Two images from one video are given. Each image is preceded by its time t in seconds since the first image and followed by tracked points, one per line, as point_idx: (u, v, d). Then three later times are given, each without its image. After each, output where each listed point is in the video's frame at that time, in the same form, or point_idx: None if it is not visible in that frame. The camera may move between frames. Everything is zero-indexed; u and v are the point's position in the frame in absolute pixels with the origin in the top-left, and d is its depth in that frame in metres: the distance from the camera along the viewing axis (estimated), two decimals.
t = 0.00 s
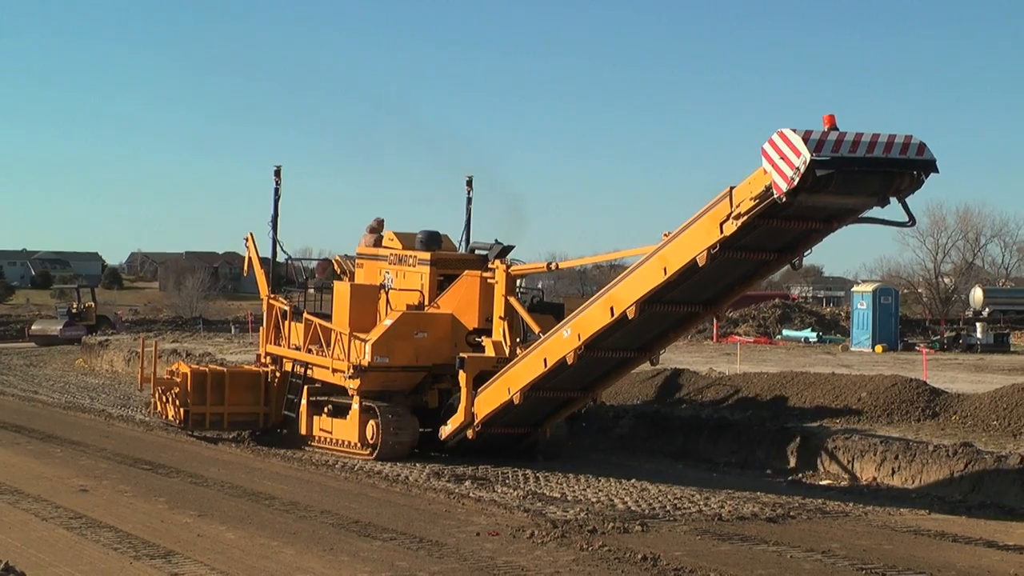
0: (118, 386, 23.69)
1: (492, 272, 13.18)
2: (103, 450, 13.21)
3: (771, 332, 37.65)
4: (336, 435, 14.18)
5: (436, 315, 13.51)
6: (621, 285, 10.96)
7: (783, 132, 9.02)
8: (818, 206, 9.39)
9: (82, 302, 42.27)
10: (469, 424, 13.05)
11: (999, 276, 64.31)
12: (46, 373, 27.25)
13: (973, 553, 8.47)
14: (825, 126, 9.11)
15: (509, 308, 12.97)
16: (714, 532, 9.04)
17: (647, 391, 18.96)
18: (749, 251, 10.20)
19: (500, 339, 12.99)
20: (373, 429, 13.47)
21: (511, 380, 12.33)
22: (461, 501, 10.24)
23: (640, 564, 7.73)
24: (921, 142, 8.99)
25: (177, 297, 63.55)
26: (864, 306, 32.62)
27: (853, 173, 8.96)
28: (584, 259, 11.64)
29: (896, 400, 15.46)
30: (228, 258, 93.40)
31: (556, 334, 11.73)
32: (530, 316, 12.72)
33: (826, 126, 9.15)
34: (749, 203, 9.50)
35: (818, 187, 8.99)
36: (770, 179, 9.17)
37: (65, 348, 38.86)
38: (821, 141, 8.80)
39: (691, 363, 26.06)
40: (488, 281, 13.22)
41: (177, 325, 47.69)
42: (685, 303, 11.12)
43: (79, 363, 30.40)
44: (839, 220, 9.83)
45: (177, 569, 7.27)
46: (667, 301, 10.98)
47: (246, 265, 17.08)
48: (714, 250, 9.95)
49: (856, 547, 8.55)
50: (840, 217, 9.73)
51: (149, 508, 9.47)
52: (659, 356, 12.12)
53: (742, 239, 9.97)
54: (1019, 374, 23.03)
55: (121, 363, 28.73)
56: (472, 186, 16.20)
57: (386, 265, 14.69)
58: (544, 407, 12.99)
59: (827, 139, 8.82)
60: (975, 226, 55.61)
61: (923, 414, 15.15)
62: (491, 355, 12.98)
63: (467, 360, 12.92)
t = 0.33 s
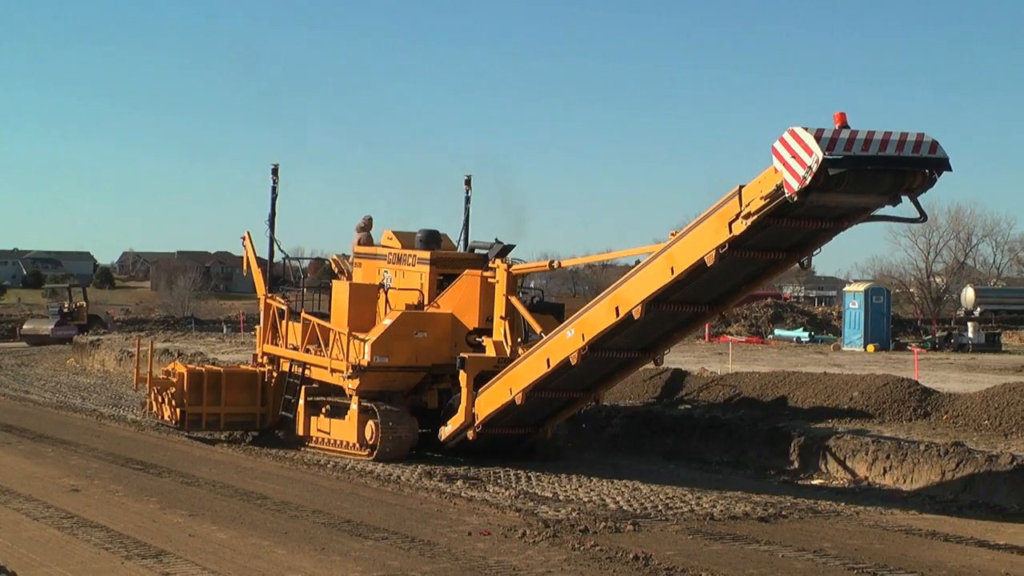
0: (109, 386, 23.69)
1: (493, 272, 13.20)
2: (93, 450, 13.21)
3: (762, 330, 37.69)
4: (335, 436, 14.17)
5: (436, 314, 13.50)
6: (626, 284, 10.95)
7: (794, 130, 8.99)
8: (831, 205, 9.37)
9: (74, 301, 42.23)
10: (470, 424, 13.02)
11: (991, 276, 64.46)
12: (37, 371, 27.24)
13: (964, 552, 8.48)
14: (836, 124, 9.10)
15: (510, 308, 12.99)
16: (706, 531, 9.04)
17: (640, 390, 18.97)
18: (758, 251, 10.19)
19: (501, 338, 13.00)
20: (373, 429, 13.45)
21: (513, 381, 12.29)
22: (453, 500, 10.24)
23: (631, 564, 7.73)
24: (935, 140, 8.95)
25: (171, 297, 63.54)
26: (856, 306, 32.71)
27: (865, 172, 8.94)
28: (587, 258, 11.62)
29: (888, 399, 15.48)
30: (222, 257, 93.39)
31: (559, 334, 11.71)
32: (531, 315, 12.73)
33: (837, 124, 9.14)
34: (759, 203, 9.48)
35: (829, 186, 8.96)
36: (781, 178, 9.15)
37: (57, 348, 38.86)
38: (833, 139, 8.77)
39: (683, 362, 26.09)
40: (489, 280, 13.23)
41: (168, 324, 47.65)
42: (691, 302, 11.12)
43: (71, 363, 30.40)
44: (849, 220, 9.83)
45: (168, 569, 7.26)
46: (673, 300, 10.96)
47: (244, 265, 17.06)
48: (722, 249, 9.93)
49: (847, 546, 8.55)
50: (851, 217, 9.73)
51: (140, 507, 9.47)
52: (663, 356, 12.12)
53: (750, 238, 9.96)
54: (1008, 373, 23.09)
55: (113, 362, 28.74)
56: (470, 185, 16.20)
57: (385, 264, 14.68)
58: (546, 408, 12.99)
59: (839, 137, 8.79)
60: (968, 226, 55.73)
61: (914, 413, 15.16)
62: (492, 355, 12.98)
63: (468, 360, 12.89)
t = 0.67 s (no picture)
0: (100, 383, 23.66)
1: (492, 269, 13.22)
2: (82, 448, 13.20)
3: (753, 328, 37.78)
4: (331, 434, 14.14)
5: (435, 311, 13.49)
6: (630, 281, 10.92)
7: (805, 123, 8.97)
8: (840, 200, 9.33)
9: (64, 299, 42.18)
10: (469, 424, 12.97)
11: (982, 275, 64.67)
12: (27, 369, 27.21)
13: (954, 549, 8.50)
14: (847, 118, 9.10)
15: (510, 305, 13.00)
16: (696, 528, 9.06)
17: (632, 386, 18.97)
18: (765, 247, 10.18)
19: (501, 335, 13.01)
20: (371, 428, 13.41)
21: (514, 379, 12.25)
22: (444, 498, 10.24)
23: (622, 561, 7.75)
24: (946, 135, 8.98)
25: (161, 296, 63.52)
26: (846, 303, 32.80)
27: (876, 167, 8.91)
28: (593, 258, 11.71)
29: (878, 397, 15.52)
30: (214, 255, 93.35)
31: (562, 331, 11.68)
32: (531, 312, 12.76)
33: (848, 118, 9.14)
34: (768, 197, 9.44)
35: (840, 180, 8.93)
36: (791, 172, 9.10)
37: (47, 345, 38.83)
38: (845, 133, 8.76)
39: (673, 360, 26.13)
40: (488, 277, 13.26)
41: (158, 322, 47.55)
42: (696, 300, 11.11)
43: (61, 360, 30.38)
44: (858, 215, 9.84)
45: (159, 566, 7.26)
46: (678, 298, 10.94)
47: (239, 263, 17.03)
48: (730, 245, 9.89)
49: (838, 543, 8.57)
50: (860, 212, 9.74)
51: (131, 505, 9.47)
52: (666, 354, 12.12)
53: (758, 234, 9.94)
54: (997, 371, 23.17)
55: (103, 360, 28.74)
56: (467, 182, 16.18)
57: (382, 262, 14.66)
58: (547, 406, 12.96)
59: (851, 132, 8.80)
60: (958, 224, 55.90)
61: (905, 411, 15.20)
62: (492, 352, 12.97)
63: (468, 357, 12.81)
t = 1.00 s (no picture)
0: (95, 382, 23.63)
1: (496, 268, 13.18)
2: (77, 447, 13.17)
3: (748, 327, 37.82)
4: (332, 434, 14.13)
5: (437, 311, 13.50)
6: (638, 280, 10.84)
7: (820, 120, 8.85)
8: (854, 198, 9.24)
9: (59, 299, 42.15)
10: (473, 424, 12.95)
11: (976, 275, 64.91)
12: (20, 367, 27.16)
13: (947, 548, 8.51)
14: (861, 115, 8.96)
15: (513, 304, 12.95)
16: (691, 528, 9.07)
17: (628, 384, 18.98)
18: (776, 246, 10.10)
19: (505, 335, 12.98)
20: (372, 429, 13.40)
21: (518, 379, 12.19)
22: (438, 497, 10.24)
23: (616, 560, 7.76)
24: (962, 134, 8.87)
25: (156, 295, 63.50)
26: (841, 303, 32.82)
27: (891, 166, 8.83)
28: (598, 256, 11.60)
29: (873, 396, 15.53)
30: (210, 254, 93.30)
31: (568, 330, 11.62)
32: (535, 311, 12.68)
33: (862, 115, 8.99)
34: (780, 196, 9.34)
35: (855, 178, 8.83)
36: (805, 170, 8.99)
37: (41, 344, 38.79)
38: (860, 131, 8.66)
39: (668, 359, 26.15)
40: (491, 276, 13.22)
41: (152, 321, 47.55)
42: (704, 299, 11.04)
43: (55, 359, 30.37)
44: (871, 214, 9.77)
45: (153, 566, 7.26)
46: (686, 297, 10.87)
47: (239, 262, 16.99)
48: (741, 244, 9.81)
49: (832, 543, 8.58)
50: (874, 211, 9.69)
51: (125, 505, 9.46)
52: (673, 354, 12.06)
53: (769, 233, 9.84)
54: (990, 369, 23.23)
55: (97, 359, 28.75)
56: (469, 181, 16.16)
57: (384, 261, 14.58)
58: (551, 407, 12.92)
59: (866, 129, 8.67)
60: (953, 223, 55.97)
61: (899, 410, 15.21)
62: (496, 352, 13.01)
63: (471, 357, 12.80)
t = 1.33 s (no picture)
0: (89, 381, 23.62)
1: (499, 267, 13.21)
2: (72, 446, 13.16)
3: (743, 326, 37.88)
4: (334, 435, 14.12)
5: (439, 310, 13.45)
6: (645, 278, 10.75)
7: (831, 114, 8.75)
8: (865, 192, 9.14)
9: (53, 298, 42.16)
10: (476, 423, 12.87)
11: (970, 274, 65.07)
12: (16, 367, 27.15)
13: (943, 547, 8.52)
14: (872, 109, 8.87)
15: (517, 304, 12.98)
16: (687, 527, 9.07)
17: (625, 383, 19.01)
18: (785, 242, 10.01)
19: (509, 335, 13.03)
20: (375, 429, 13.37)
21: (522, 378, 12.10)
22: (433, 496, 10.24)
23: (612, 559, 7.76)
24: (975, 127, 8.83)
25: (151, 294, 63.46)
26: (835, 302, 32.82)
27: (903, 159, 8.82)
28: (604, 254, 11.51)
29: (868, 395, 15.56)
30: (205, 254, 93.28)
31: (573, 329, 11.53)
32: (539, 310, 12.66)
33: (873, 109, 8.90)
34: (791, 191, 9.27)
35: (868, 172, 8.73)
36: (817, 164, 8.90)
37: (35, 343, 38.76)
38: (873, 124, 8.53)
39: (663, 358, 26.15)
40: (495, 275, 13.23)
41: (146, 320, 47.49)
42: (712, 297, 10.96)
43: (50, 358, 30.34)
44: (882, 210, 9.69)
45: (148, 565, 7.25)
46: (693, 295, 10.79)
47: (240, 261, 16.96)
48: (750, 240, 9.73)
49: (828, 541, 8.58)
50: (884, 206, 9.59)
51: (120, 504, 9.45)
52: (679, 352, 11.95)
53: (779, 229, 9.77)
54: (984, 369, 23.30)
55: (91, 359, 28.74)
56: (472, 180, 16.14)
57: (386, 259, 14.61)
58: (556, 406, 12.84)
59: (879, 122, 8.55)
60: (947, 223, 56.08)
61: (895, 409, 15.22)
62: (499, 351, 12.95)
63: (474, 356, 12.70)
